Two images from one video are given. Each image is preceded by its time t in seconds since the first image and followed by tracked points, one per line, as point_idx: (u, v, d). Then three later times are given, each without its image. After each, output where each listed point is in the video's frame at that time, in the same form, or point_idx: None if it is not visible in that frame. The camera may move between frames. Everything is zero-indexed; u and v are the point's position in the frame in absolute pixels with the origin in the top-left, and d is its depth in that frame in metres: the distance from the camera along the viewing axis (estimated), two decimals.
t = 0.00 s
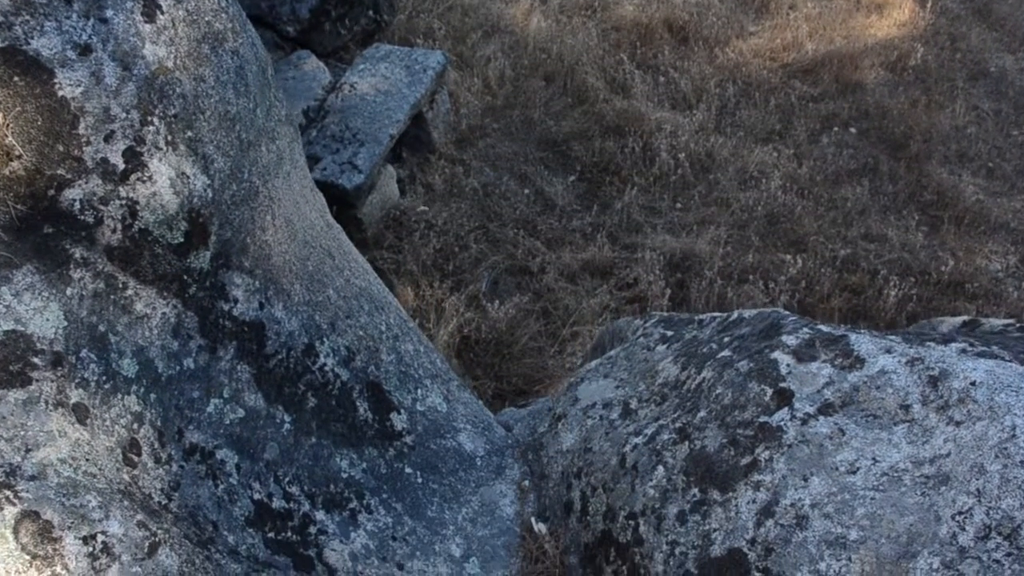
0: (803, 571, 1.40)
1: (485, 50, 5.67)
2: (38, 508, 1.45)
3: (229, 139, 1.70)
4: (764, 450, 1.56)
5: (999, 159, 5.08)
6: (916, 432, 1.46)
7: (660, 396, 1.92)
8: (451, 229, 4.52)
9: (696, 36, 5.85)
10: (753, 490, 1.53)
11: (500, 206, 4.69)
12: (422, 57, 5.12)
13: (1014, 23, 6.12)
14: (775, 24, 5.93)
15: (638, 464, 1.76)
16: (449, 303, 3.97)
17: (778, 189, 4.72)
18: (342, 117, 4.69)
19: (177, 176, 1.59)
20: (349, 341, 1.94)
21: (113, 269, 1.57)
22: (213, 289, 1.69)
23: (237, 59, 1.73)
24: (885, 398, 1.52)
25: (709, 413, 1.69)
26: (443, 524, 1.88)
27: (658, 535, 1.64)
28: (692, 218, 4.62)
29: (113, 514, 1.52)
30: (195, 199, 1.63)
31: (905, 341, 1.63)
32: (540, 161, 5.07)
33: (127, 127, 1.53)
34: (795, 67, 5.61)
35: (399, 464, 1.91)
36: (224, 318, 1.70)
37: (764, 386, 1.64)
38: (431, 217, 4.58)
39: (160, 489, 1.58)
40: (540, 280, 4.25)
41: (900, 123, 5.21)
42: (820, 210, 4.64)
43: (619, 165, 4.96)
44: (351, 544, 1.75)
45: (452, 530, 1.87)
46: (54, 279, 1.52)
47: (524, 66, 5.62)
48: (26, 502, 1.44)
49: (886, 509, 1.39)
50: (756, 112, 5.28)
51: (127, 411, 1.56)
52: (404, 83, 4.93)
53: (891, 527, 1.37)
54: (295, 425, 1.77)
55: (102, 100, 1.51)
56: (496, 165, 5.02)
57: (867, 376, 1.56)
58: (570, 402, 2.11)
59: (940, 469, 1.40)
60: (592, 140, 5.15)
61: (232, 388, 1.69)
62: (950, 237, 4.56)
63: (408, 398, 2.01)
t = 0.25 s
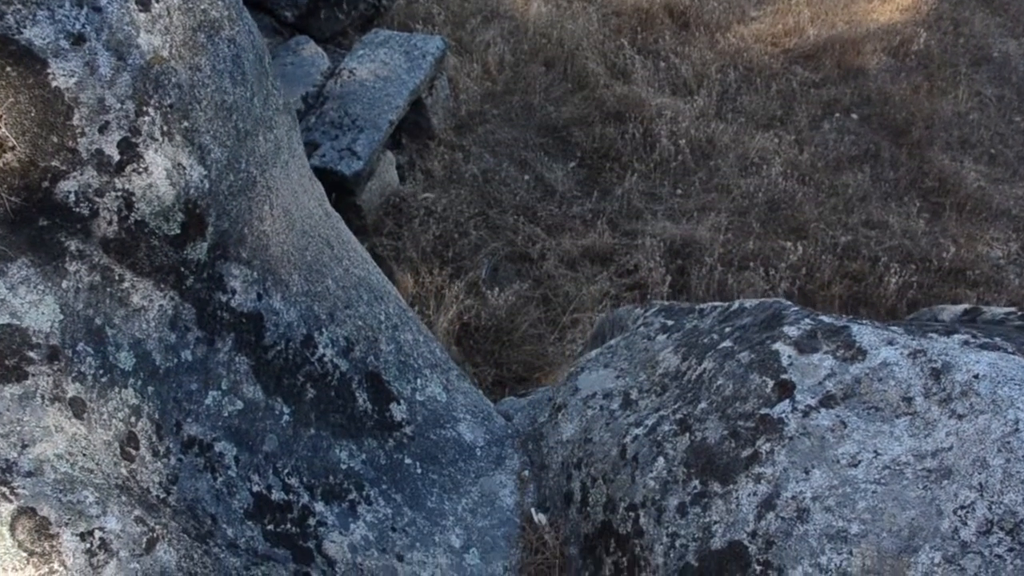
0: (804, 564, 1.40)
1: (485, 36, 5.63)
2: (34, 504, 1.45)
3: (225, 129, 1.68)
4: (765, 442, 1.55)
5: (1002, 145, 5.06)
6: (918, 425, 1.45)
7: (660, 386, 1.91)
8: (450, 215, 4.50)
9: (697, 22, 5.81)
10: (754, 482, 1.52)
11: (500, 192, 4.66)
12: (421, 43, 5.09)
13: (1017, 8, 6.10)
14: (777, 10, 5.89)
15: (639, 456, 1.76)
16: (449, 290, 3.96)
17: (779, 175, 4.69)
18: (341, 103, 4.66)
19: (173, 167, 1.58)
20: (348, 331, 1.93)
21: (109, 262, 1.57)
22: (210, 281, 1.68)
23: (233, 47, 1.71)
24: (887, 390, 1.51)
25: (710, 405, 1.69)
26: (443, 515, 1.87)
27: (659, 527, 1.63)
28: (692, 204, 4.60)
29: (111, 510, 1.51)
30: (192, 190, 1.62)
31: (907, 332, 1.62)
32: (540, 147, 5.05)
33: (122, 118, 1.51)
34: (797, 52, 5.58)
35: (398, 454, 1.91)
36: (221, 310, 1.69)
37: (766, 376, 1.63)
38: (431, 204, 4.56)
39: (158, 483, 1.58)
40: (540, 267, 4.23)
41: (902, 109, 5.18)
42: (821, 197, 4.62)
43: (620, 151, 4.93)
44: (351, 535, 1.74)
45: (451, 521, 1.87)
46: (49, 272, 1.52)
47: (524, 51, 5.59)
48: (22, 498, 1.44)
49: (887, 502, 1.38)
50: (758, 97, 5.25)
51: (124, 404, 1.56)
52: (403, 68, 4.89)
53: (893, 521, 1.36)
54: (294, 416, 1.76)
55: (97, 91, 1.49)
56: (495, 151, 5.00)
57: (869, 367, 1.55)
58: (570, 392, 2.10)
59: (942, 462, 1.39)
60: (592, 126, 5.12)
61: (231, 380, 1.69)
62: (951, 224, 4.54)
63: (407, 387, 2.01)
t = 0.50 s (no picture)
0: (806, 554, 1.38)
1: (485, 14, 5.58)
2: (30, 497, 1.41)
3: (221, 114, 1.66)
4: (767, 431, 1.54)
5: (1005, 126, 5.03)
6: (921, 414, 1.44)
7: (661, 371, 1.90)
8: (450, 196, 4.47)
9: None
10: (756, 471, 1.52)
11: (500, 172, 4.63)
12: (421, 22, 5.03)
13: None
14: None
15: (639, 443, 1.75)
16: (449, 271, 3.94)
17: (781, 155, 4.65)
18: (340, 83, 4.62)
19: (168, 153, 1.56)
20: (347, 317, 1.91)
21: (104, 251, 1.55)
22: (207, 268, 1.66)
23: (229, 31, 1.68)
24: (890, 379, 1.50)
25: (711, 392, 1.68)
26: (443, 502, 1.87)
27: (660, 516, 1.63)
28: (693, 184, 4.57)
29: (108, 503, 1.47)
30: (188, 176, 1.60)
31: (911, 320, 1.61)
32: (541, 127, 5.01)
33: (115, 104, 1.50)
34: (800, 32, 5.53)
35: (398, 441, 1.90)
36: (218, 297, 1.68)
37: (768, 364, 1.62)
38: (430, 184, 4.53)
39: (156, 474, 1.56)
40: (540, 248, 4.21)
41: (905, 89, 5.14)
42: (823, 177, 4.59)
43: (620, 131, 4.90)
44: (351, 522, 1.74)
45: (452, 508, 1.87)
46: (43, 262, 1.51)
47: (525, 30, 5.53)
48: (18, 492, 1.40)
49: (890, 492, 1.37)
50: (760, 77, 5.20)
51: (121, 394, 1.54)
52: (402, 48, 4.85)
53: (895, 512, 1.35)
54: (293, 403, 1.75)
55: (89, 76, 1.47)
56: (495, 131, 4.96)
57: (873, 356, 1.54)
58: (570, 377, 2.09)
59: (945, 452, 1.38)
60: (593, 105, 5.08)
61: (228, 368, 1.67)
62: (954, 205, 4.52)
63: (407, 373, 2.00)
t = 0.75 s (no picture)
0: (807, 545, 1.37)
1: None
2: (23, 492, 1.30)
3: (215, 99, 1.63)
4: (768, 420, 1.53)
5: (1009, 106, 5.00)
6: (924, 404, 1.43)
7: (662, 358, 1.89)
8: (449, 177, 4.43)
9: None
10: (757, 461, 1.51)
11: (500, 153, 4.60)
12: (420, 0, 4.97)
13: None
14: None
15: (640, 430, 1.74)
16: (448, 252, 3.91)
17: (782, 136, 4.62)
18: (338, 62, 4.56)
19: (162, 140, 1.54)
20: (345, 304, 1.90)
21: (98, 240, 1.52)
22: (203, 257, 1.65)
23: (223, 14, 1.65)
24: (893, 368, 1.49)
25: (713, 379, 1.66)
26: (442, 489, 1.86)
27: (660, 504, 1.62)
28: (694, 165, 4.54)
29: (105, 496, 1.35)
30: (182, 163, 1.58)
31: (914, 307, 1.60)
32: (541, 107, 4.97)
33: (107, 90, 1.48)
34: (802, 11, 5.49)
35: (397, 428, 1.89)
36: (215, 286, 1.66)
37: (770, 352, 1.61)
38: (429, 165, 4.50)
39: (154, 465, 1.51)
40: (540, 230, 4.18)
41: (908, 68, 5.10)
42: (824, 158, 4.56)
43: (621, 111, 4.86)
44: (350, 511, 1.73)
45: (451, 495, 1.86)
46: (35, 252, 1.47)
47: (525, 9, 5.49)
48: (11, 486, 1.30)
49: (892, 484, 1.36)
50: (761, 56, 5.16)
51: (117, 384, 1.51)
52: (401, 27, 4.79)
53: (898, 503, 1.34)
54: (291, 391, 1.74)
55: (80, 62, 1.46)
56: (495, 111, 4.92)
57: (876, 345, 1.53)
58: (570, 363, 2.08)
59: (948, 443, 1.37)
60: (593, 85, 5.04)
61: (226, 356, 1.66)
62: (956, 186, 4.49)
63: (406, 359, 1.99)
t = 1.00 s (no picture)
0: (809, 536, 1.37)
1: None
2: (17, 487, 1.29)
3: (210, 85, 1.60)
4: (770, 409, 1.53)
5: (1013, 85, 4.96)
6: (927, 393, 1.41)
7: (663, 344, 1.87)
8: (448, 157, 4.40)
9: None
10: (759, 450, 1.50)
11: (499, 133, 4.56)
12: None
13: None
14: None
15: (641, 417, 1.73)
16: (447, 233, 3.88)
17: (784, 115, 4.58)
18: (336, 41, 4.47)
19: (155, 127, 1.52)
20: (343, 289, 1.88)
21: (91, 229, 1.51)
22: (198, 244, 1.63)
23: None
24: (896, 356, 1.48)
25: (715, 366, 1.66)
26: (442, 476, 1.85)
27: (660, 492, 1.61)
28: (695, 145, 4.50)
29: (100, 491, 1.35)
30: (176, 150, 1.56)
31: (918, 294, 1.58)
32: (540, 86, 4.93)
33: (98, 77, 1.46)
34: None
35: (395, 415, 1.88)
36: (211, 274, 1.64)
37: (772, 340, 1.60)
38: (428, 145, 4.46)
39: (150, 457, 1.51)
40: (539, 210, 4.16)
41: (911, 47, 5.06)
42: (826, 138, 4.52)
43: (621, 91, 4.82)
44: (349, 499, 1.71)
45: (451, 482, 1.85)
46: (27, 242, 1.46)
47: None
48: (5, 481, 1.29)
49: (895, 474, 1.35)
50: (763, 35, 5.11)
51: (112, 375, 1.50)
52: (399, 5, 4.72)
53: (900, 494, 1.33)
54: (289, 378, 1.73)
55: (70, 48, 1.43)
56: (494, 90, 4.87)
57: (879, 333, 1.52)
58: (570, 348, 2.07)
59: (952, 434, 1.36)
60: (593, 64, 5.00)
61: (222, 344, 1.65)
62: (958, 167, 4.46)
63: (404, 344, 1.97)
